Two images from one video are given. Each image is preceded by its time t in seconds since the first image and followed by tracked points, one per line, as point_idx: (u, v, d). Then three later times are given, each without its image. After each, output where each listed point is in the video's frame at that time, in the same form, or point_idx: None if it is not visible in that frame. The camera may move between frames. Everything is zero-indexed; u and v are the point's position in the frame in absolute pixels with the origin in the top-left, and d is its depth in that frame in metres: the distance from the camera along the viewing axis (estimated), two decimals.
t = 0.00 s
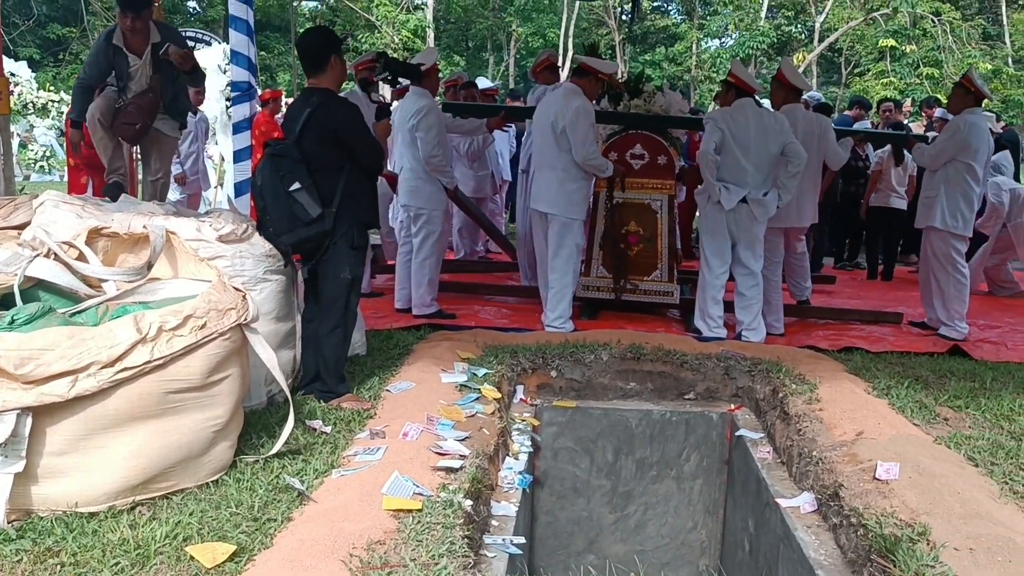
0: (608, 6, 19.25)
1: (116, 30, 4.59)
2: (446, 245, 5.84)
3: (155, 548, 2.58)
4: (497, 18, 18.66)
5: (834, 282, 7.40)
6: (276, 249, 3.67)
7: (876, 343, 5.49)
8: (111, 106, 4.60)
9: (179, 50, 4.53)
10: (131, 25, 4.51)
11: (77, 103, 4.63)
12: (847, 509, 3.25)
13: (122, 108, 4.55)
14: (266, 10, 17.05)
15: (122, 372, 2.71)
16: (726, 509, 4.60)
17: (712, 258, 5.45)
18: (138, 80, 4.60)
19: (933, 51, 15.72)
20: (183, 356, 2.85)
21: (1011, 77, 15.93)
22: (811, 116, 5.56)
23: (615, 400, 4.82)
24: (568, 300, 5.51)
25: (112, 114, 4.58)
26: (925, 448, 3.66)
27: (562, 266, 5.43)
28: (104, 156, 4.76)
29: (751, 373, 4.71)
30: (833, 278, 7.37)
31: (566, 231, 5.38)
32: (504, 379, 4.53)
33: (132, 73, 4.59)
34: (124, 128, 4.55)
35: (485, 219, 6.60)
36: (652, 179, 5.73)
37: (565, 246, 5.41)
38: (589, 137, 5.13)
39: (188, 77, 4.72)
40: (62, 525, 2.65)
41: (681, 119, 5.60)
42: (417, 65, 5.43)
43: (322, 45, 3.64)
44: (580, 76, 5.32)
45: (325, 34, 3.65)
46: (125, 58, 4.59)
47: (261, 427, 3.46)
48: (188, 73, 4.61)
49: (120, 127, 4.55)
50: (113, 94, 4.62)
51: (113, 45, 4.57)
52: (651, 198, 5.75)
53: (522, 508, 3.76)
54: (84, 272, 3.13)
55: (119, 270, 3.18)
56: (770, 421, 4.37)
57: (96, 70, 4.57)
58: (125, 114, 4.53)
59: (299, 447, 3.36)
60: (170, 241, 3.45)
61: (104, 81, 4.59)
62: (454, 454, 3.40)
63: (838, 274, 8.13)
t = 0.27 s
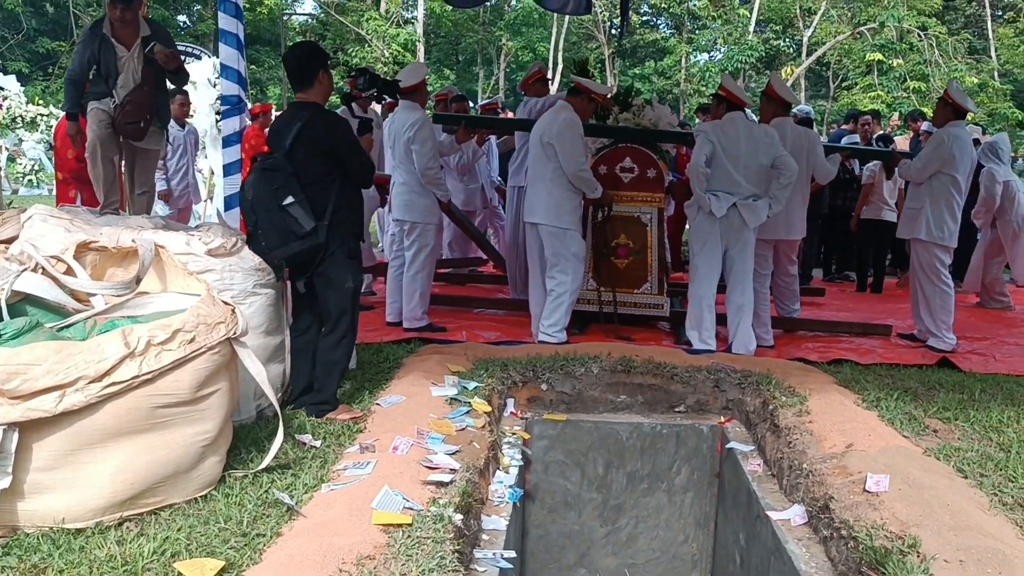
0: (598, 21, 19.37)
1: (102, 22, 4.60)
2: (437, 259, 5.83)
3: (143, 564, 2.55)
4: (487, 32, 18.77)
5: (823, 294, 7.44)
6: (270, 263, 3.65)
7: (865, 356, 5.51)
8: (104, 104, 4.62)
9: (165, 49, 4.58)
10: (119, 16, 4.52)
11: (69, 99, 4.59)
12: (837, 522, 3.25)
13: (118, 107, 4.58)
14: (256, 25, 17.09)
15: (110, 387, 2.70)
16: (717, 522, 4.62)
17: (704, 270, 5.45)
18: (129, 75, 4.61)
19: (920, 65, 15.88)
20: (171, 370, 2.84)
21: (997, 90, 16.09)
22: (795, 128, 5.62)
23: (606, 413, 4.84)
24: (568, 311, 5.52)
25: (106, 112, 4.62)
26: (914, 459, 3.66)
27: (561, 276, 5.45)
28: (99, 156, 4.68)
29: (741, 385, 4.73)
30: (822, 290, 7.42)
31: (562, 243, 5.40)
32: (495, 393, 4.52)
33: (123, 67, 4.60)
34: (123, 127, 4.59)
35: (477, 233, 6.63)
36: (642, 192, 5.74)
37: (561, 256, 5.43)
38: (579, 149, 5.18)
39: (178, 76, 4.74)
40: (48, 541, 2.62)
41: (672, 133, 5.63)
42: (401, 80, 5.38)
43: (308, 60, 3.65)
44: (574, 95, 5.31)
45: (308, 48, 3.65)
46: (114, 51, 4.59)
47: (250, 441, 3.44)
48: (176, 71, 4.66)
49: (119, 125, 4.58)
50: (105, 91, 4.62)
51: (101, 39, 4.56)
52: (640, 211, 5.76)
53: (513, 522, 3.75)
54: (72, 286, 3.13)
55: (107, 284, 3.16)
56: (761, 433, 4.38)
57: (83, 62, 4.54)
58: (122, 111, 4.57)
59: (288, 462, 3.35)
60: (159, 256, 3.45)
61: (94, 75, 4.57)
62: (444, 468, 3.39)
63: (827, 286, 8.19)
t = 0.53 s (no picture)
0: (590, 30, 19.46)
1: (85, 12, 4.59)
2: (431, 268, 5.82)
3: None
4: (480, 42, 18.83)
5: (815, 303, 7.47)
6: (275, 275, 3.63)
7: (859, 364, 5.53)
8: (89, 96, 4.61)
9: (160, 41, 4.60)
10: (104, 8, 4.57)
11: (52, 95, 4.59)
12: (830, 530, 3.25)
13: (106, 101, 4.59)
14: (249, 34, 17.12)
15: (103, 398, 2.68)
16: (711, 532, 4.60)
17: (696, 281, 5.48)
18: (115, 66, 4.63)
19: (910, 74, 16.00)
20: (164, 381, 2.83)
21: (987, 99, 16.22)
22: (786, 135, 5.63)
23: (598, 422, 4.87)
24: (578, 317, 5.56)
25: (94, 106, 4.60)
26: (906, 467, 3.67)
27: (567, 282, 5.48)
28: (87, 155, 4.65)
29: (734, 394, 4.74)
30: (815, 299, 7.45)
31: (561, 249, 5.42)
32: (488, 402, 4.53)
33: (109, 58, 4.60)
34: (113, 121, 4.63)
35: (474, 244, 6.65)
36: (635, 201, 5.76)
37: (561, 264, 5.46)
38: (572, 157, 5.19)
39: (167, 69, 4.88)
40: (39, 554, 2.61)
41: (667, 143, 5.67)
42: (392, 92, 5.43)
43: (304, 71, 3.68)
44: (568, 105, 5.36)
45: (303, 58, 3.67)
46: (99, 41, 4.58)
47: (243, 452, 3.44)
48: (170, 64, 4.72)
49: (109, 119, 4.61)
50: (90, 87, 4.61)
51: (86, 29, 4.57)
52: (633, 220, 5.78)
53: (506, 532, 3.74)
54: (64, 296, 3.13)
55: (99, 295, 3.16)
56: (754, 442, 4.39)
57: (64, 56, 4.54)
58: (111, 104, 4.61)
59: (280, 473, 3.34)
60: (151, 265, 3.51)
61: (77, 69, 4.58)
62: (437, 478, 3.39)
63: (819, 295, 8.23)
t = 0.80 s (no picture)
0: (582, 36, 19.51)
1: (78, 4, 4.51)
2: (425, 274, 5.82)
3: None
4: (472, 48, 18.87)
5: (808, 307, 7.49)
6: (277, 285, 3.62)
7: (852, 368, 5.54)
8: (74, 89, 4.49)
9: (158, 38, 4.84)
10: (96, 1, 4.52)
11: (42, 90, 4.42)
12: (826, 535, 3.24)
13: (89, 93, 4.50)
14: (241, 41, 17.11)
15: (95, 407, 2.67)
16: (706, 537, 4.62)
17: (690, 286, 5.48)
18: (107, 59, 4.57)
19: (901, 78, 16.09)
20: (157, 389, 2.82)
21: (977, 103, 16.32)
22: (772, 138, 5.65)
23: (593, 427, 4.85)
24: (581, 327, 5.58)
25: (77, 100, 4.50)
26: (901, 471, 3.68)
27: (572, 293, 5.49)
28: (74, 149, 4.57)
29: (728, 399, 4.74)
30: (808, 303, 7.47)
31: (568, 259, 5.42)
32: (482, 408, 4.52)
33: (101, 50, 4.55)
34: (95, 113, 4.52)
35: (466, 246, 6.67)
36: (627, 207, 5.77)
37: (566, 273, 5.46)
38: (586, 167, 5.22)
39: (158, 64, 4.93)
40: (31, 563, 2.59)
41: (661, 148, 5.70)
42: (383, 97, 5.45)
43: (301, 77, 3.67)
44: (579, 113, 5.35)
45: (300, 66, 3.67)
46: (91, 34, 4.52)
47: (236, 459, 3.42)
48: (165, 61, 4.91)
49: (90, 111, 4.50)
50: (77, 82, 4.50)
51: (79, 22, 4.47)
52: (626, 225, 5.79)
53: (501, 538, 3.73)
54: (56, 305, 3.10)
55: (91, 302, 3.14)
56: (748, 447, 4.39)
57: (55, 51, 4.42)
58: (94, 96, 4.51)
59: (274, 480, 3.32)
60: (144, 274, 3.43)
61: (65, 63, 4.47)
62: (432, 485, 3.38)
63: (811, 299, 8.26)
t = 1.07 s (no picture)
0: (574, 42, 19.57)
1: (78, 7, 4.49)
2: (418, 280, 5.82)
3: None
4: (464, 54, 18.90)
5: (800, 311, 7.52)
6: (275, 296, 3.61)
7: (845, 372, 5.56)
8: (74, 92, 4.46)
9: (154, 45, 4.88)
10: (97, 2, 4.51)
11: (49, 96, 4.31)
12: (819, 539, 3.25)
13: (87, 95, 4.48)
14: (233, 47, 17.10)
15: (87, 415, 2.65)
16: (700, 542, 4.61)
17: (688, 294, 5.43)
18: (108, 61, 4.57)
19: (892, 83, 16.19)
20: (149, 397, 2.80)
21: (966, 108, 16.43)
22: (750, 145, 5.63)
23: (587, 433, 4.88)
24: (578, 334, 5.60)
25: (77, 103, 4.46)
26: (894, 475, 3.69)
27: (574, 300, 5.50)
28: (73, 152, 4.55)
29: (721, 404, 4.76)
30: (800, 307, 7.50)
31: (577, 265, 5.43)
32: (476, 414, 4.52)
33: (103, 52, 4.53)
34: (94, 115, 4.49)
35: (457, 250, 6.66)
36: (619, 212, 5.79)
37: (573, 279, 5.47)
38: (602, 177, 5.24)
39: (153, 70, 4.96)
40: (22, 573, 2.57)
41: (651, 154, 5.72)
42: (371, 103, 5.44)
43: (292, 84, 3.67)
44: (587, 118, 5.35)
45: (291, 73, 3.67)
46: (93, 36, 4.50)
47: (229, 467, 3.41)
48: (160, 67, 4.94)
49: (89, 114, 4.47)
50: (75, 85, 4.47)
51: (81, 24, 4.45)
52: (619, 230, 5.80)
53: (496, 545, 3.73)
54: (48, 312, 3.08)
55: (83, 310, 3.13)
56: (742, 451, 4.40)
57: (61, 56, 4.36)
58: (94, 98, 4.48)
59: (268, 487, 3.31)
60: (136, 280, 3.41)
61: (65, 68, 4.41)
62: (426, 492, 3.38)
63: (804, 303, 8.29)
